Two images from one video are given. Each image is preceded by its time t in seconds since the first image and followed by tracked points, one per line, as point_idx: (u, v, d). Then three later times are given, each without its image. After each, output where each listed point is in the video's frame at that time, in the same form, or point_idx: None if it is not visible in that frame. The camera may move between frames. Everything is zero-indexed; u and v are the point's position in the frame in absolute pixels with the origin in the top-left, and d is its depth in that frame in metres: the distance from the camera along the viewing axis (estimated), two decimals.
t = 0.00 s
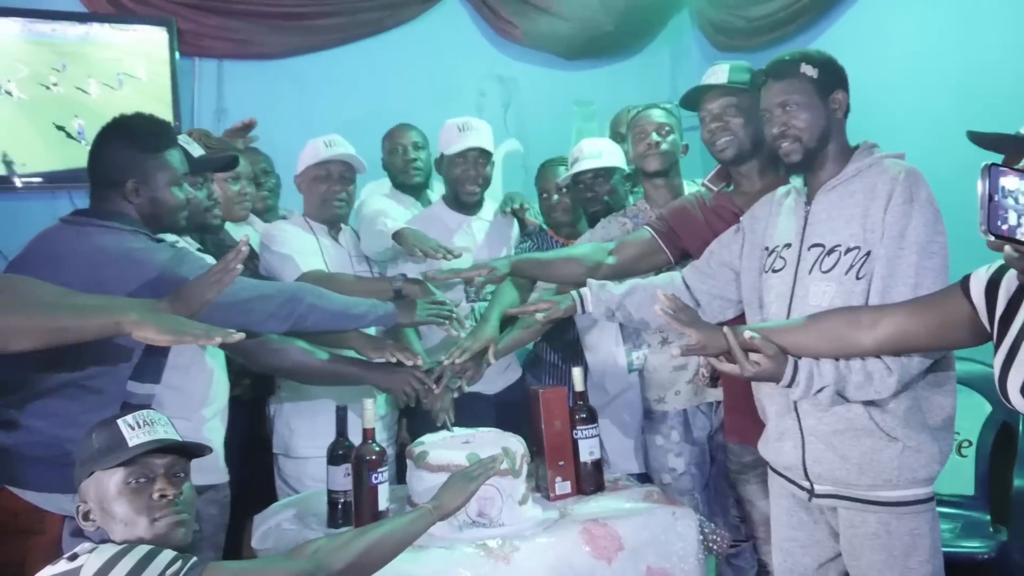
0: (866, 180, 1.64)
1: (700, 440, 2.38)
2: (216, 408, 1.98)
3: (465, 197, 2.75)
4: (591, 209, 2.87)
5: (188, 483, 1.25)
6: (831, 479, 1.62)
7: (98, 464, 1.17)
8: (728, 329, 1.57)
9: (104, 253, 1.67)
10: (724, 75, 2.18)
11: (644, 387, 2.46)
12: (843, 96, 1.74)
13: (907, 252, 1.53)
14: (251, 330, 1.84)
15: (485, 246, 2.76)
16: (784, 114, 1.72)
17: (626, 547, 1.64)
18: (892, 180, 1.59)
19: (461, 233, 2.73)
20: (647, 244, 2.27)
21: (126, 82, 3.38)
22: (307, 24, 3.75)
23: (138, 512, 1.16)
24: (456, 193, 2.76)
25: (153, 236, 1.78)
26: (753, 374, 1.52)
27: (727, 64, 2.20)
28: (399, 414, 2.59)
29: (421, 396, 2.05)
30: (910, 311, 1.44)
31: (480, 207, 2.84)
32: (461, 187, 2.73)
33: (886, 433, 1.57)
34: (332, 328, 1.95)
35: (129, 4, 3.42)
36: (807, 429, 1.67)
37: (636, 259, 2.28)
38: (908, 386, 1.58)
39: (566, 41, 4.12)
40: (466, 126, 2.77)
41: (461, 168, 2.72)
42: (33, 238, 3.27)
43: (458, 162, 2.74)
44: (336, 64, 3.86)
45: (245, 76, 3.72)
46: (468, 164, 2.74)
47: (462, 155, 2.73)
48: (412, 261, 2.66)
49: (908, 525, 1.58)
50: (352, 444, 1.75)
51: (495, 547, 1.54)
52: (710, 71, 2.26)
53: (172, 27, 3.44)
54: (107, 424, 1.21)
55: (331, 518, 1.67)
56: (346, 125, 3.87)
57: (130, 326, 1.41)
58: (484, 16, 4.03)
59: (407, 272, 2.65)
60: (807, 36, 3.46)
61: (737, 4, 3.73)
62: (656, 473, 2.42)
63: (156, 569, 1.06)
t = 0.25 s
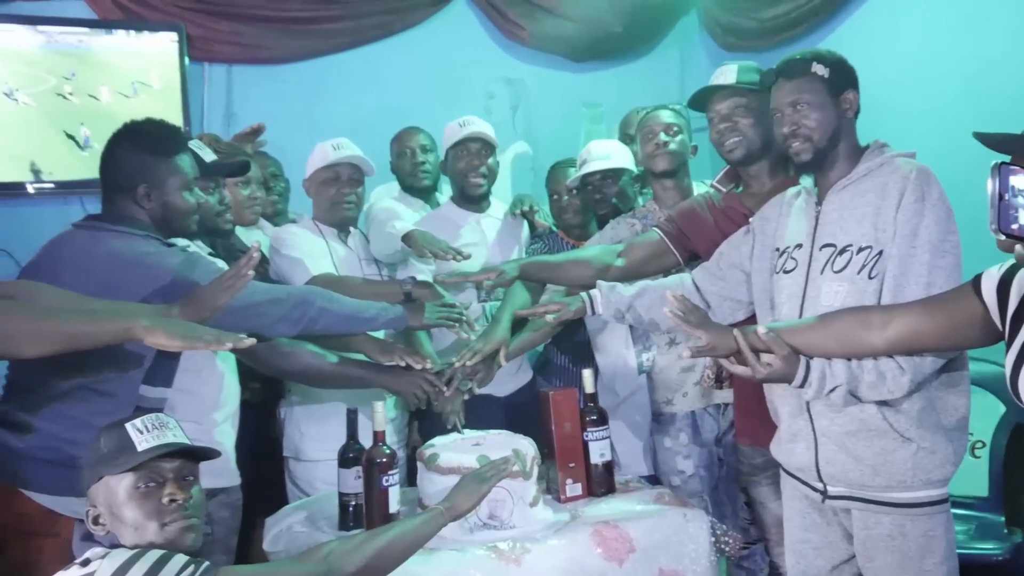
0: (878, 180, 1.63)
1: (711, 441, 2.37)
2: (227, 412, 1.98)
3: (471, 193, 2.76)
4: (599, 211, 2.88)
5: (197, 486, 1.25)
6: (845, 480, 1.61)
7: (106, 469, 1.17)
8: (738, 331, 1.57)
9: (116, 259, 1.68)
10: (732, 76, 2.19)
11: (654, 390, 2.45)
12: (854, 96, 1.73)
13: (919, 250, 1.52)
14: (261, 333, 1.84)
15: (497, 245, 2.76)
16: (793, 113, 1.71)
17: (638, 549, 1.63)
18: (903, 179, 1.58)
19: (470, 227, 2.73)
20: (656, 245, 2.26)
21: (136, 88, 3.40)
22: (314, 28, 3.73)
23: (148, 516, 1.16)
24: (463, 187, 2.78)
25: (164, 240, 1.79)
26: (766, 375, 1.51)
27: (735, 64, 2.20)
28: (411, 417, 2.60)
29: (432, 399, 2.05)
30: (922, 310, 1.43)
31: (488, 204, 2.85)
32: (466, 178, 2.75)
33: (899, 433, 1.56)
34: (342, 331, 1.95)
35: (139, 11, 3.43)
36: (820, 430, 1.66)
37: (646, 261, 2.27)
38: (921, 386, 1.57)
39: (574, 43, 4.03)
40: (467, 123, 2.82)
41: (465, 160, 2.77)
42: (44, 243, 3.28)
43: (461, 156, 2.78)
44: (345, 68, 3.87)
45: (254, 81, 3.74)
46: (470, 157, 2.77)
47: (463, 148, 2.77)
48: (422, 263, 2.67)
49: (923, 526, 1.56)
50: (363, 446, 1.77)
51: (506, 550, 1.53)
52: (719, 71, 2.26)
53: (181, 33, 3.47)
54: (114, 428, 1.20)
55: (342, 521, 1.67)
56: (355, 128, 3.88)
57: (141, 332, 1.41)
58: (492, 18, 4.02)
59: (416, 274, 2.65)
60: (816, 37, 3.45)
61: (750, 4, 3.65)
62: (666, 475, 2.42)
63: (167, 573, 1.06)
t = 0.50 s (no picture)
0: (885, 179, 1.63)
1: (719, 442, 2.37)
2: (235, 413, 1.99)
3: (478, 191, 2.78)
4: (608, 211, 2.87)
5: (208, 489, 1.26)
6: (852, 480, 1.61)
7: (118, 472, 1.17)
8: (743, 331, 1.58)
9: (125, 262, 1.69)
10: (739, 75, 2.17)
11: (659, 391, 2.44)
12: (862, 96, 1.72)
13: (927, 250, 1.51)
14: (269, 335, 1.85)
15: (504, 244, 2.76)
16: (802, 111, 1.71)
17: (645, 550, 1.63)
18: (911, 178, 1.58)
19: (476, 224, 2.74)
20: (663, 245, 2.26)
21: (144, 90, 3.42)
22: (322, 30, 3.75)
23: (160, 519, 1.17)
24: (469, 181, 2.80)
25: (173, 243, 1.80)
26: (770, 375, 1.52)
27: (742, 64, 2.19)
28: (420, 417, 2.60)
29: (440, 400, 2.07)
30: (928, 309, 1.42)
31: (495, 203, 2.85)
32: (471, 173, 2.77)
33: (908, 434, 1.55)
34: (349, 333, 1.96)
35: (148, 13, 3.45)
36: (828, 430, 1.65)
37: (653, 261, 2.27)
38: (930, 387, 1.56)
39: (582, 43, 4.03)
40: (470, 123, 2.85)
41: (468, 157, 2.79)
42: (54, 246, 3.31)
43: (465, 153, 2.81)
44: (352, 70, 3.88)
45: (262, 83, 3.75)
46: (474, 154, 2.80)
47: (467, 146, 2.80)
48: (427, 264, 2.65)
49: (931, 527, 1.55)
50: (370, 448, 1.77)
51: (513, 551, 1.54)
52: (726, 70, 2.25)
53: (190, 35, 3.49)
54: (127, 431, 1.20)
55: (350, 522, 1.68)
56: (363, 129, 3.89)
57: (150, 334, 1.42)
58: (499, 18, 4.02)
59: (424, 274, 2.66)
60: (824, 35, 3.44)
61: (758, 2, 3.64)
62: (673, 475, 2.41)
63: None
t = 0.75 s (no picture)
0: (884, 180, 1.63)
1: (720, 443, 2.37)
2: (237, 417, 1.99)
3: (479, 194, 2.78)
4: (610, 214, 2.87)
5: (210, 493, 1.26)
6: (854, 482, 1.61)
7: (120, 476, 1.18)
8: (742, 334, 1.60)
9: (127, 266, 1.69)
10: (738, 78, 2.18)
11: (664, 393, 2.46)
12: (861, 97, 1.72)
13: (926, 250, 1.51)
14: (270, 338, 1.85)
15: (505, 248, 2.76)
16: (801, 112, 1.71)
17: (647, 553, 1.63)
18: (910, 179, 1.58)
19: (477, 228, 2.74)
20: (663, 248, 2.26)
21: (146, 95, 3.42)
22: (323, 34, 3.76)
23: (161, 523, 1.17)
24: (470, 183, 2.80)
25: (175, 247, 1.80)
26: (771, 378, 1.53)
27: (741, 66, 2.19)
28: (422, 420, 2.60)
29: (441, 403, 2.08)
30: (927, 311, 1.42)
31: (495, 207, 2.85)
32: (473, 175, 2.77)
33: (909, 435, 1.55)
34: (350, 336, 1.96)
35: (149, 18, 3.46)
36: (829, 432, 1.65)
37: (654, 263, 2.27)
38: (930, 388, 1.56)
39: (582, 46, 4.02)
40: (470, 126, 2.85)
41: (468, 161, 2.79)
42: (56, 250, 3.31)
43: (466, 156, 2.81)
44: (353, 74, 3.89)
45: (263, 87, 3.76)
46: (475, 157, 2.80)
47: (467, 149, 2.80)
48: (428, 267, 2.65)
49: (933, 529, 1.55)
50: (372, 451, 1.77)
51: (515, 554, 1.54)
52: (725, 72, 2.25)
53: (190, 40, 3.51)
54: (128, 435, 1.21)
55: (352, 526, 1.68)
56: (364, 133, 3.89)
57: (151, 338, 1.43)
58: (499, 22, 4.03)
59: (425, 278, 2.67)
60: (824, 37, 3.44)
61: (758, 5, 3.63)
62: (676, 478, 2.42)
63: None
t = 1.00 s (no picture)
0: (890, 179, 1.62)
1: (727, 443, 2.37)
2: (246, 417, 2.01)
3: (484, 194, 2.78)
4: (616, 214, 2.88)
5: (222, 495, 1.26)
6: (861, 482, 1.60)
7: (133, 478, 1.19)
8: (747, 338, 1.60)
9: (134, 268, 1.71)
10: (745, 77, 2.18)
11: (669, 393, 2.46)
12: (867, 96, 1.73)
13: (933, 250, 1.51)
14: (277, 339, 1.86)
15: (512, 250, 2.77)
16: (807, 110, 1.71)
17: (654, 553, 1.63)
18: (915, 178, 1.58)
19: (483, 232, 2.74)
20: (671, 249, 2.27)
21: (153, 98, 3.45)
22: (329, 36, 3.77)
23: (174, 526, 1.18)
24: (478, 187, 2.78)
25: (182, 248, 1.81)
26: (778, 379, 1.52)
27: (747, 66, 2.19)
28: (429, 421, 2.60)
29: (448, 403, 2.09)
30: (934, 312, 1.42)
31: (503, 209, 2.85)
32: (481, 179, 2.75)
33: (916, 435, 1.55)
34: (357, 337, 1.97)
35: (156, 21, 3.48)
36: (835, 432, 1.65)
37: (660, 263, 2.27)
38: (937, 388, 1.56)
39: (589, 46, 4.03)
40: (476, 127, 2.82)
41: (477, 164, 2.77)
42: (65, 252, 3.33)
43: (473, 160, 2.79)
44: (360, 75, 3.90)
45: (270, 89, 3.78)
46: (483, 162, 2.78)
47: (475, 152, 2.78)
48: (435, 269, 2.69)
49: (941, 529, 1.55)
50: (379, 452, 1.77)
51: (523, 555, 1.54)
52: (732, 71, 2.25)
53: (197, 42, 3.52)
54: (140, 438, 1.23)
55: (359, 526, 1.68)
56: (370, 134, 3.90)
57: (158, 340, 1.43)
58: (505, 22, 4.03)
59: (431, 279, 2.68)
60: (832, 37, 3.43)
61: (766, 4, 3.62)
62: (682, 477, 2.42)
63: None
